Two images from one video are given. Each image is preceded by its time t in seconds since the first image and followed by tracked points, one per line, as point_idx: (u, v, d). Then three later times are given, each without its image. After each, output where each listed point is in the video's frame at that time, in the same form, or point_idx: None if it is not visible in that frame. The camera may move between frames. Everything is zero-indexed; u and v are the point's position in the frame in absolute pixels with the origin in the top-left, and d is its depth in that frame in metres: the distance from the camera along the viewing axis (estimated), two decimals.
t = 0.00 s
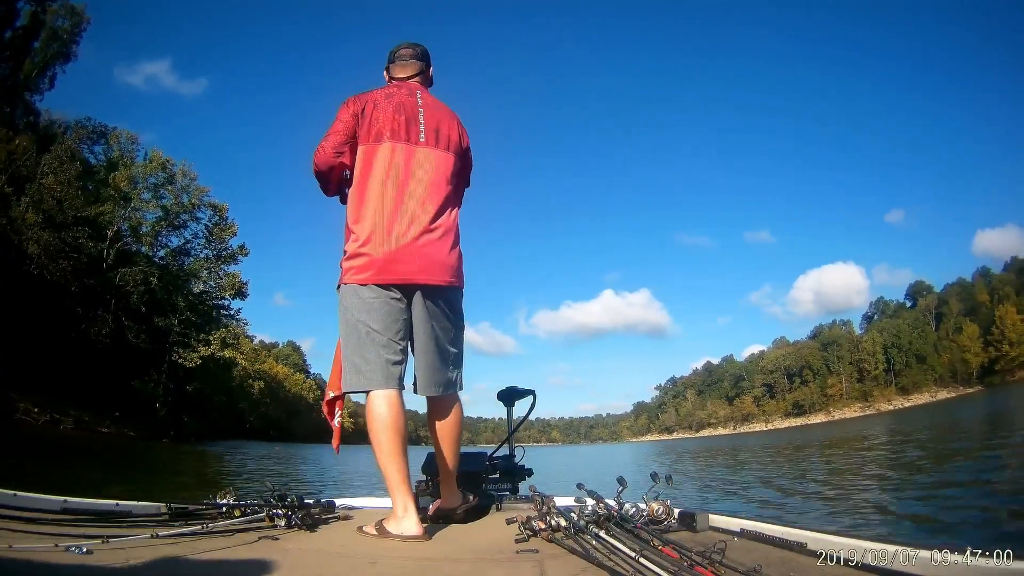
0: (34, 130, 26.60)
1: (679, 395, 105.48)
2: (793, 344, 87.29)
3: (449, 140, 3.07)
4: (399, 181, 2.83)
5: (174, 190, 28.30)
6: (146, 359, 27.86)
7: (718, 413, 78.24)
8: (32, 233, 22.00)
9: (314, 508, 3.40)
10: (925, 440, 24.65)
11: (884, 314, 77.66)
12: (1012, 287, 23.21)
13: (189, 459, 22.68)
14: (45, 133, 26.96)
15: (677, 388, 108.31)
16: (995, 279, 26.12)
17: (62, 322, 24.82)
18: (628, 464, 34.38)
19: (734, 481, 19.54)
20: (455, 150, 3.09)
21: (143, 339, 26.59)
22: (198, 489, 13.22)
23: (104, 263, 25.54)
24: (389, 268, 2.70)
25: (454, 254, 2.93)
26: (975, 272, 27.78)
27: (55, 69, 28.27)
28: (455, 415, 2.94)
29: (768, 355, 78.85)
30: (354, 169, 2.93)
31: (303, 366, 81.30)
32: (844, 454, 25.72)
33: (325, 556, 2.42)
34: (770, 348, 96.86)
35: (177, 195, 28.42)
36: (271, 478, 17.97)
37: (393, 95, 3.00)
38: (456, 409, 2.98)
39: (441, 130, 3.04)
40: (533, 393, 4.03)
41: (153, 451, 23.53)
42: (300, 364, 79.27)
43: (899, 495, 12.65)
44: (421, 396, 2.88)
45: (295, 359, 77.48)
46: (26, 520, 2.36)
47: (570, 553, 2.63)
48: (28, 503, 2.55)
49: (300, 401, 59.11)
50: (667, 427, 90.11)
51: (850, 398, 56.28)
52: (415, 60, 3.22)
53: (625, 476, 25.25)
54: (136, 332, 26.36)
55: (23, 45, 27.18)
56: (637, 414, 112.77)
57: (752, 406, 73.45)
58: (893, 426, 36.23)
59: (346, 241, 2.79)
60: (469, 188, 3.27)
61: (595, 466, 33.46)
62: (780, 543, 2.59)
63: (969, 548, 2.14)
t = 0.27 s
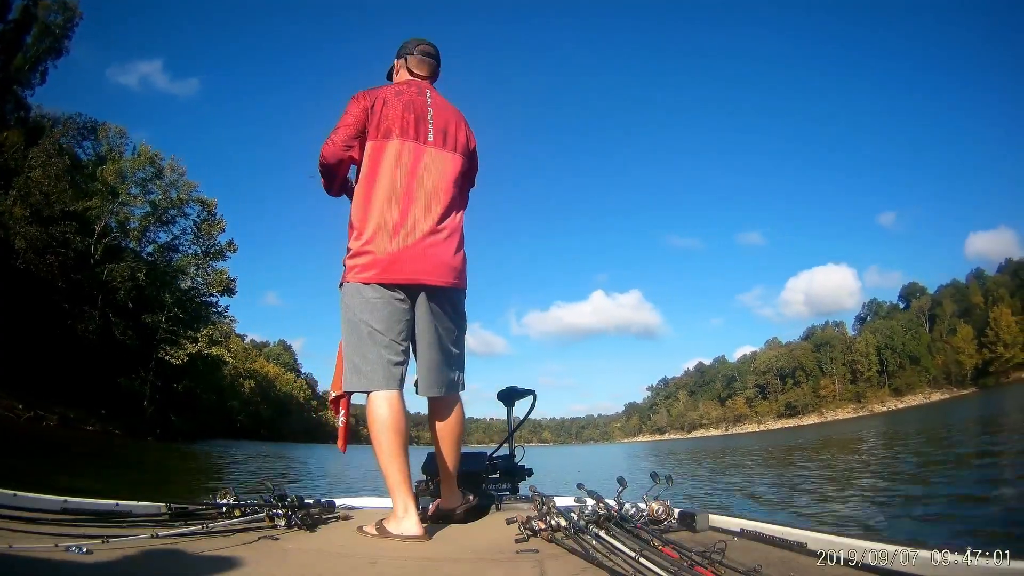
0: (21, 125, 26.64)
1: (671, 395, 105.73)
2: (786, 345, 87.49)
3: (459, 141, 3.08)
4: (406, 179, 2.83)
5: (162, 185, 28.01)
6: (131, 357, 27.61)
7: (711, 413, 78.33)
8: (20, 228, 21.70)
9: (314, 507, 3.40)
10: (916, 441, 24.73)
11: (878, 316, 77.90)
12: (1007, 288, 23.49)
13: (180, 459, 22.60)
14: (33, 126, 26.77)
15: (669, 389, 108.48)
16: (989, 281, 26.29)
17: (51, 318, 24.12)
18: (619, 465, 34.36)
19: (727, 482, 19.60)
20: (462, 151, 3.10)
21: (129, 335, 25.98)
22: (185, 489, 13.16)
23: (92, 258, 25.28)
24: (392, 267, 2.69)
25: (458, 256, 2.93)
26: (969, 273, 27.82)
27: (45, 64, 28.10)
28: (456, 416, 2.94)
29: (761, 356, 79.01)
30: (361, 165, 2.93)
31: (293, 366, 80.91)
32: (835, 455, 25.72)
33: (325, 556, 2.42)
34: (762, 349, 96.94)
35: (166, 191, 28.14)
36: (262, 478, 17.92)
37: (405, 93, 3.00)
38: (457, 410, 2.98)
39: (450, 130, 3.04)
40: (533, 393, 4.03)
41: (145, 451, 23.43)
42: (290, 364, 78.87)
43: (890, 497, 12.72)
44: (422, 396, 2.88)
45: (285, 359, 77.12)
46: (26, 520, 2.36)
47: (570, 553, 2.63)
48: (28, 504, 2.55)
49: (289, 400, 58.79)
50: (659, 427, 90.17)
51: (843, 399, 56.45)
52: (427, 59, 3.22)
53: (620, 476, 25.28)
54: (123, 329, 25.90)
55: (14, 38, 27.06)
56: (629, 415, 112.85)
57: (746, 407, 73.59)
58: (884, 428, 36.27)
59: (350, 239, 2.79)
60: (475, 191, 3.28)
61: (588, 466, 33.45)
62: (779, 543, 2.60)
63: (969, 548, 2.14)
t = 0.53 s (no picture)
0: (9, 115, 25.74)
1: (665, 396, 105.71)
2: (780, 346, 87.59)
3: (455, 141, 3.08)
4: (401, 178, 2.83)
5: (152, 180, 27.92)
6: (118, 353, 27.30)
7: (705, 413, 78.46)
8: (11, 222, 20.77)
9: (314, 507, 3.39)
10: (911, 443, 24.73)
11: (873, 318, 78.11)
12: (1004, 290, 23.63)
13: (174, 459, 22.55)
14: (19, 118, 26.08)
15: (662, 390, 108.53)
16: (985, 283, 26.39)
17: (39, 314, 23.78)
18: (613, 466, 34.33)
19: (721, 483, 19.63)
20: (457, 151, 3.10)
21: (118, 331, 25.72)
22: (175, 489, 13.10)
23: (81, 253, 24.85)
24: (388, 267, 2.69)
25: (455, 257, 2.93)
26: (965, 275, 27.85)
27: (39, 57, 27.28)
28: (455, 415, 2.94)
29: (755, 357, 79.09)
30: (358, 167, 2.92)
31: (286, 366, 80.56)
32: (829, 456, 25.68)
33: (326, 556, 2.42)
34: (756, 349, 97.00)
35: (156, 186, 28.04)
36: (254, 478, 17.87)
37: (400, 93, 3.01)
38: (456, 408, 2.98)
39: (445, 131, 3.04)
40: (533, 392, 4.03)
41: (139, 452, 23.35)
42: (282, 363, 78.56)
43: (885, 498, 12.77)
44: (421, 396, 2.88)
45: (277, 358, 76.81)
46: (26, 520, 2.36)
47: (569, 553, 2.64)
48: (28, 503, 2.55)
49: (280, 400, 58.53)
50: (652, 428, 90.13)
51: (839, 401, 56.59)
52: (422, 60, 3.23)
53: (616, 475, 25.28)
54: (111, 325, 25.61)
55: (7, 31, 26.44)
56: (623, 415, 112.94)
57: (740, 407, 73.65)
58: (879, 429, 36.27)
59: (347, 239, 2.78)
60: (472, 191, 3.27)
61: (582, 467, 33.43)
62: (779, 542, 2.60)
63: (969, 547, 2.14)
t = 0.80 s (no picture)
0: None
1: (659, 396, 105.83)
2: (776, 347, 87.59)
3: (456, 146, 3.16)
4: (414, 179, 2.85)
5: (143, 175, 27.93)
6: (108, 349, 27.37)
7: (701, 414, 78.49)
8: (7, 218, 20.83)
9: (314, 507, 3.39)
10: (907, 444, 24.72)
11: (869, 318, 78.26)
12: (1001, 291, 23.67)
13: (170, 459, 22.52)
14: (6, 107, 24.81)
15: (657, 390, 108.66)
16: (981, 283, 26.42)
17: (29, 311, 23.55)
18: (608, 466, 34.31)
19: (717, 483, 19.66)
20: (457, 156, 3.17)
21: (108, 328, 26.04)
22: (169, 489, 13.10)
23: (71, 248, 24.73)
24: (405, 263, 2.70)
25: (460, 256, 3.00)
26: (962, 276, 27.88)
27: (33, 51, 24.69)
28: (455, 414, 2.95)
29: (751, 357, 79.13)
30: (363, 163, 2.87)
31: (280, 365, 80.32)
32: (823, 457, 25.67)
33: (326, 556, 2.41)
34: (751, 349, 96.98)
35: (147, 180, 28.02)
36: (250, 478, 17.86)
37: (407, 94, 3.02)
38: (454, 407, 2.98)
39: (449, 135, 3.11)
40: (533, 392, 4.03)
41: (135, 452, 23.34)
42: (277, 363, 78.36)
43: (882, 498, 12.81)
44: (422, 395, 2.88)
45: (272, 358, 76.62)
46: (25, 520, 2.35)
47: (569, 552, 2.64)
48: (28, 504, 2.55)
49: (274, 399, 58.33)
50: (648, 428, 90.14)
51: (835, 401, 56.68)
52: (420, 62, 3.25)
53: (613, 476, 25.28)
54: (101, 322, 25.80)
55: None
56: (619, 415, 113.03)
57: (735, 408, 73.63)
58: (875, 430, 36.27)
59: (357, 233, 2.72)
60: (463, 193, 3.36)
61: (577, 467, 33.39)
62: (779, 542, 2.60)
63: (969, 547, 2.14)
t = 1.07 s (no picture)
0: None
1: (654, 396, 105.96)
2: (772, 348, 87.70)
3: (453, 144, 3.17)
4: (408, 175, 2.84)
5: (136, 167, 27.45)
6: (98, 347, 26.94)
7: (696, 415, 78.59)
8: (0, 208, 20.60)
9: (314, 507, 3.39)
10: (905, 446, 24.68)
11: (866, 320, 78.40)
12: (998, 294, 23.72)
13: (166, 459, 22.51)
14: None
15: (652, 390, 108.81)
16: (978, 286, 26.49)
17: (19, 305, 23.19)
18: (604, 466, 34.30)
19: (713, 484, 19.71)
20: (452, 155, 3.16)
21: (99, 323, 25.59)
22: (164, 488, 13.11)
23: (62, 242, 24.35)
24: (403, 262, 2.71)
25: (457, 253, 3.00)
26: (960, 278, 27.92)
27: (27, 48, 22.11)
28: (455, 414, 2.95)
29: (747, 358, 79.21)
30: (359, 165, 2.89)
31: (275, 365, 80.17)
32: (819, 459, 25.66)
33: (326, 556, 2.41)
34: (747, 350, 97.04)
35: (140, 173, 27.58)
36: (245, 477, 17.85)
37: (400, 94, 3.02)
38: (454, 407, 2.98)
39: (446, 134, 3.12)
40: (534, 393, 4.03)
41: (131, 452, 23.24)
42: (272, 362, 78.25)
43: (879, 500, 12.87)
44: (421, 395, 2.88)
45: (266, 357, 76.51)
46: (26, 520, 2.35)
47: (569, 553, 2.64)
48: (29, 503, 2.54)
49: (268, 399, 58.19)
50: (643, 429, 90.23)
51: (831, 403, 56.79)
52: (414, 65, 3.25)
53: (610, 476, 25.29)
54: (92, 317, 25.41)
55: None
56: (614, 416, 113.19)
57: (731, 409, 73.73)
58: (872, 432, 36.27)
59: (356, 234, 2.71)
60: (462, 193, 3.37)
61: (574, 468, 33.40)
62: (779, 543, 2.60)
63: (969, 547, 2.14)
